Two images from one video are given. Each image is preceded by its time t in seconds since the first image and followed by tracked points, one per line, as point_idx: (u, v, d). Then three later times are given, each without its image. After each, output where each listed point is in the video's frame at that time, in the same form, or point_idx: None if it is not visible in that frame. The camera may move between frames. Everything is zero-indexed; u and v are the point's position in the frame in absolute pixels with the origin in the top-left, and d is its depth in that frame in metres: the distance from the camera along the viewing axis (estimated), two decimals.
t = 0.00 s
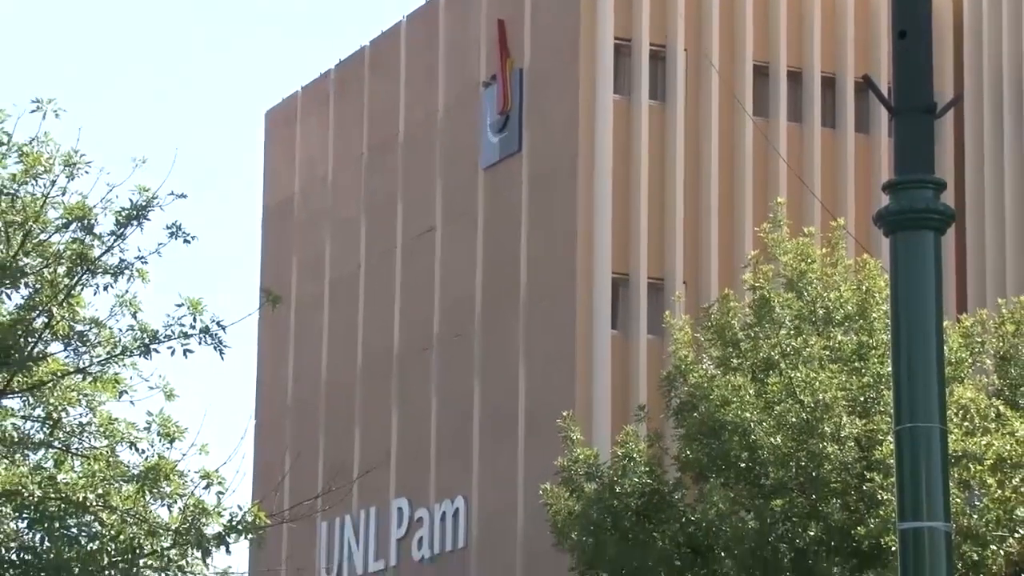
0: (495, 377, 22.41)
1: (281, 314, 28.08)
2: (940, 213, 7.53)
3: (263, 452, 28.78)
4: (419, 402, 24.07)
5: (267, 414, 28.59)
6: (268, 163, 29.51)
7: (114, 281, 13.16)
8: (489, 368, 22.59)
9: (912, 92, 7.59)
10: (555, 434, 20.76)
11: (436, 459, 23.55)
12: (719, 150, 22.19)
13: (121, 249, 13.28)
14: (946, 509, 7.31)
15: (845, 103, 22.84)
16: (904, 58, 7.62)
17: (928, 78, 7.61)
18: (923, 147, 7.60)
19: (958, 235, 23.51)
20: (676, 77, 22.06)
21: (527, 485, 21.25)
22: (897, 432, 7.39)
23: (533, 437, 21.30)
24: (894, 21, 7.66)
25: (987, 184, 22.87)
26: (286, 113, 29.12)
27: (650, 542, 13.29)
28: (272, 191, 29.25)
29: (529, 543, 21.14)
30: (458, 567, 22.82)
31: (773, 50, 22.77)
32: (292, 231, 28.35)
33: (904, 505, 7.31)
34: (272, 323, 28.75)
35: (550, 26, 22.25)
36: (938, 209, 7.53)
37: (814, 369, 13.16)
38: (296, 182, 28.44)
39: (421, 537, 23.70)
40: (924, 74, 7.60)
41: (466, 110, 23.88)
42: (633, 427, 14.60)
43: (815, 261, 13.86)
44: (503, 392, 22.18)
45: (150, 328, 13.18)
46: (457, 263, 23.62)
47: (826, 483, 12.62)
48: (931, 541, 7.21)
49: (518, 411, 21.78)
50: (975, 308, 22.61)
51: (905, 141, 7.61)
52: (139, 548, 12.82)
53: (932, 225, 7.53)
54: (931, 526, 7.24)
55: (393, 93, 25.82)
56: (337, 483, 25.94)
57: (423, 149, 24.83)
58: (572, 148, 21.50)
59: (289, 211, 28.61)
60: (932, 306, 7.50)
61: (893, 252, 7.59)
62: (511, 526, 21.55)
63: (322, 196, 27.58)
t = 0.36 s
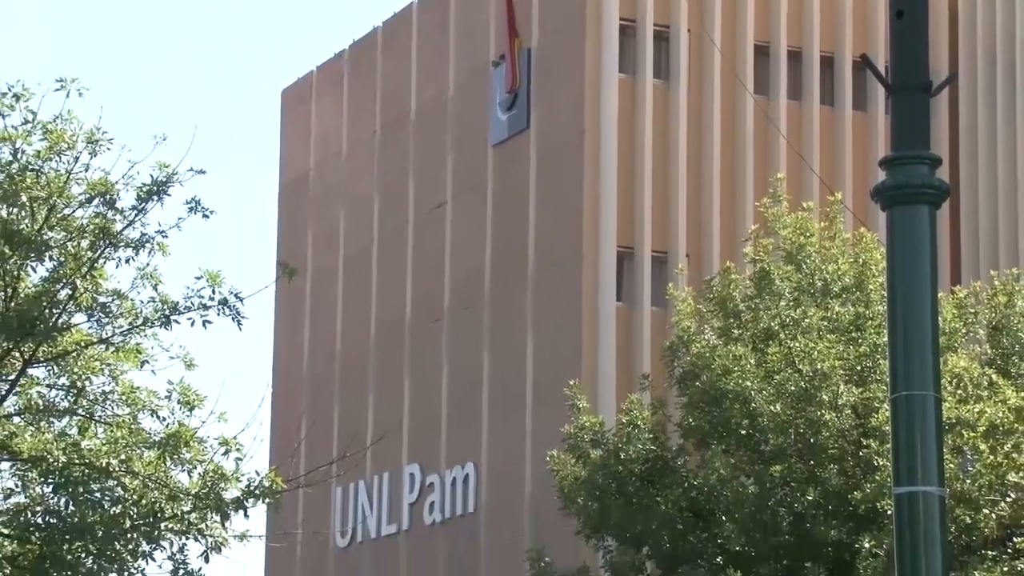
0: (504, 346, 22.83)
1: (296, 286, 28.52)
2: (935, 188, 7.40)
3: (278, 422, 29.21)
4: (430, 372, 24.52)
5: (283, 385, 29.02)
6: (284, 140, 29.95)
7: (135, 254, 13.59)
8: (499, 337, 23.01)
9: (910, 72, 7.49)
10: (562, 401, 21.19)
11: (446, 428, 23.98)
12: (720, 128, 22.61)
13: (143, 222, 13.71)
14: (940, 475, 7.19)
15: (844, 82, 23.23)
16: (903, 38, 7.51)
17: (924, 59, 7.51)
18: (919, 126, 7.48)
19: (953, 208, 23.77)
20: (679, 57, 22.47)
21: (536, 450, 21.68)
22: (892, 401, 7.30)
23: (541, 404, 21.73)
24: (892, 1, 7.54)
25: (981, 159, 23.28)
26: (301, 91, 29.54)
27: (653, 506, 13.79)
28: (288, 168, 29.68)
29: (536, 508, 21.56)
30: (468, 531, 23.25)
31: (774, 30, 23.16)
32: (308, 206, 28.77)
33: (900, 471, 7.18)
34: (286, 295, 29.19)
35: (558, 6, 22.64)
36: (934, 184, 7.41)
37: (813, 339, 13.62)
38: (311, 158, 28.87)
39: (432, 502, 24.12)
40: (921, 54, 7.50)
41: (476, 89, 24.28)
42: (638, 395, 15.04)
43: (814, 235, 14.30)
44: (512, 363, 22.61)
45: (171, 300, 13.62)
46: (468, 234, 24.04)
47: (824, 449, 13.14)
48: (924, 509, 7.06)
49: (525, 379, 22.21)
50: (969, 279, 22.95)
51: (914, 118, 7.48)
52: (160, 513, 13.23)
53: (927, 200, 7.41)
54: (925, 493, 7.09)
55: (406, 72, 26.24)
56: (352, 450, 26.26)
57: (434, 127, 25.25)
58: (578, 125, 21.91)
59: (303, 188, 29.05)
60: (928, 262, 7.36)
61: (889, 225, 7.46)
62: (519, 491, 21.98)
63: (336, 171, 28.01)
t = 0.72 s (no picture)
0: (512, 319, 23.27)
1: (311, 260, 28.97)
2: (931, 162, 7.14)
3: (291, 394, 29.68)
4: (441, 345, 24.96)
5: (298, 356, 29.50)
6: (300, 118, 30.38)
7: (155, 229, 14.02)
8: (507, 309, 23.44)
9: (908, 50, 7.29)
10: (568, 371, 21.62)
11: (456, 400, 24.43)
12: (722, 107, 23.02)
13: (163, 198, 14.15)
14: (936, 440, 6.93)
15: (841, 62, 23.63)
16: (900, 16, 7.33)
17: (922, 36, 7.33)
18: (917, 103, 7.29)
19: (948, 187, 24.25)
20: (682, 37, 22.89)
21: (542, 420, 22.12)
22: (887, 372, 7.03)
23: (547, 375, 22.16)
24: None
25: (975, 134, 23.66)
26: (316, 71, 29.96)
27: (655, 473, 14.28)
28: (303, 146, 30.10)
29: (542, 475, 21.99)
30: (478, 498, 23.68)
31: (774, 11, 23.55)
32: (323, 182, 29.20)
33: (895, 438, 6.94)
34: (302, 269, 29.67)
35: None
36: (930, 158, 7.15)
37: (811, 312, 14.03)
38: (326, 136, 29.29)
39: (442, 469, 24.56)
40: (919, 32, 7.32)
41: (485, 69, 24.68)
42: (641, 365, 15.51)
43: (812, 210, 14.76)
44: (519, 336, 23.02)
45: (189, 274, 14.06)
46: (478, 209, 24.46)
47: (822, 418, 13.50)
48: (918, 476, 6.83)
49: (532, 351, 22.63)
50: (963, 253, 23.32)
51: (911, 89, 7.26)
52: (180, 479, 13.71)
53: (922, 174, 7.14)
54: (919, 461, 6.86)
55: (417, 53, 26.64)
56: (363, 419, 26.81)
57: (444, 105, 25.66)
58: (584, 104, 22.31)
59: (318, 165, 29.47)
60: (924, 220, 7.13)
61: (884, 200, 7.20)
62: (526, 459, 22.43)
63: (350, 148, 28.44)
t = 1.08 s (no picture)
0: (516, 295, 23.70)
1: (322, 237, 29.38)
2: (923, 143, 7.42)
3: (303, 367, 30.15)
4: (447, 321, 25.40)
5: (310, 332, 29.96)
6: (311, 99, 30.79)
7: (171, 207, 14.51)
8: (511, 286, 23.87)
9: (901, 33, 7.63)
10: (571, 346, 22.07)
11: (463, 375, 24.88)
12: (721, 88, 23.41)
13: (178, 177, 14.62)
14: (928, 411, 7.25)
15: (836, 45, 24.03)
16: None
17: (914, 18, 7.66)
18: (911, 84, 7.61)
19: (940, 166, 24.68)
20: (682, 19, 23.27)
21: (546, 394, 22.55)
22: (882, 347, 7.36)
23: (551, 350, 22.60)
24: None
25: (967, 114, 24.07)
26: (326, 53, 30.36)
27: (657, 445, 14.74)
28: (314, 126, 30.51)
29: (545, 448, 22.42)
30: (485, 463, 24.07)
31: None
32: (333, 162, 29.62)
33: (888, 411, 7.25)
34: (313, 246, 30.16)
35: None
36: (922, 140, 7.43)
37: (808, 287, 14.43)
38: (336, 117, 29.70)
39: (449, 440, 25.00)
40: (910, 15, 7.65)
41: (491, 51, 25.07)
42: (642, 339, 15.96)
43: (809, 189, 15.19)
44: (523, 312, 23.46)
45: (204, 251, 14.52)
46: (483, 188, 24.90)
47: (817, 390, 13.97)
48: (911, 445, 7.15)
49: (536, 326, 23.07)
50: (955, 231, 23.74)
51: (899, 78, 7.60)
52: (195, 449, 14.08)
53: (916, 155, 7.43)
54: (912, 432, 7.17)
55: (424, 35, 27.03)
56: (372, 392, 27.32)
57: (451, 87, 26.06)
58: (587, 85, 22.71)
59: (329, 144, 29.87)
60: (916, 200, 7.44)
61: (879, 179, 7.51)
62: (530, 433, 22.88)
63: (359, 129, 28.86)
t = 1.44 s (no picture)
0: (519, 272, 24.15)
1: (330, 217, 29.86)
2: (913, 122, 7.71)
3: (311, 344, 30.52)
4: (453, 299, 25.87)
5: (318, 309, 30.38)
6: (320, 81, 31.20)
7: (184, 185, 14.98)
8: (514, 264, 24.32)
9: (893, 17, 7.89)
10: (571, 321, 22.53)
11: (466, 352, 25.36)
12: (718, 70, 23.83)
13: (192, 157, 15.09)
14: (916, 383, 7.49)
15: (831, 28, 24.42)
16: None
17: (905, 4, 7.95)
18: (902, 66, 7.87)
19: (931, 146, 25.12)
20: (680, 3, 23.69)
21: (547, 368, 23.03)
22: (873, 319, 7.60)
23: (552, 326, 23.08)
24: None
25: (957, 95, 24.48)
26: (335, 36, 30.80)
27: (655, 416, 15.24)
28: (324, 107, 30.91)
29: (547, 422, 22.91)
30: (488, 436, 24.57)
31: None
32: (342, 143, 30.05)
33: (879, 384, 7.47)
34: (321, 225, 30.54)
35: None
36: (912, 119, 7.72)
37: (802, 264, 14.90)
38: (344, 99, 30.14)
39: (453, 413, 25.48)
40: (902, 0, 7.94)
41: (495, 33, 25.50)
42: (642, 315, 16.42)
43: (804, 168, 15.59)
44: (525, 290, 23.93)
45: (217, 230, 14.99)
46: (487, 167, 25.34)
47: (811, 363, 14.44)
48: (902, 416, 7.39)
49: (537, 303, 23.54)
50: (945, 209, 24.19)
51: (893, 64, 7.87)
52: (208, 420, 14.49)
53: (906, 133, 7.72)
54: (903, 405, 7.40)
55: (429, 18, 27.44)
56: (380, 364, 27.78)
57: (456, 68, 26.50)
58: (587, 68, 23.15)
59: (337, 126, 30.33)
60: (905, 181, 7.68)
61: (872, 157, 7.78)
62: (532, 407, 23.37)
63: (367, 111, 29.29)
